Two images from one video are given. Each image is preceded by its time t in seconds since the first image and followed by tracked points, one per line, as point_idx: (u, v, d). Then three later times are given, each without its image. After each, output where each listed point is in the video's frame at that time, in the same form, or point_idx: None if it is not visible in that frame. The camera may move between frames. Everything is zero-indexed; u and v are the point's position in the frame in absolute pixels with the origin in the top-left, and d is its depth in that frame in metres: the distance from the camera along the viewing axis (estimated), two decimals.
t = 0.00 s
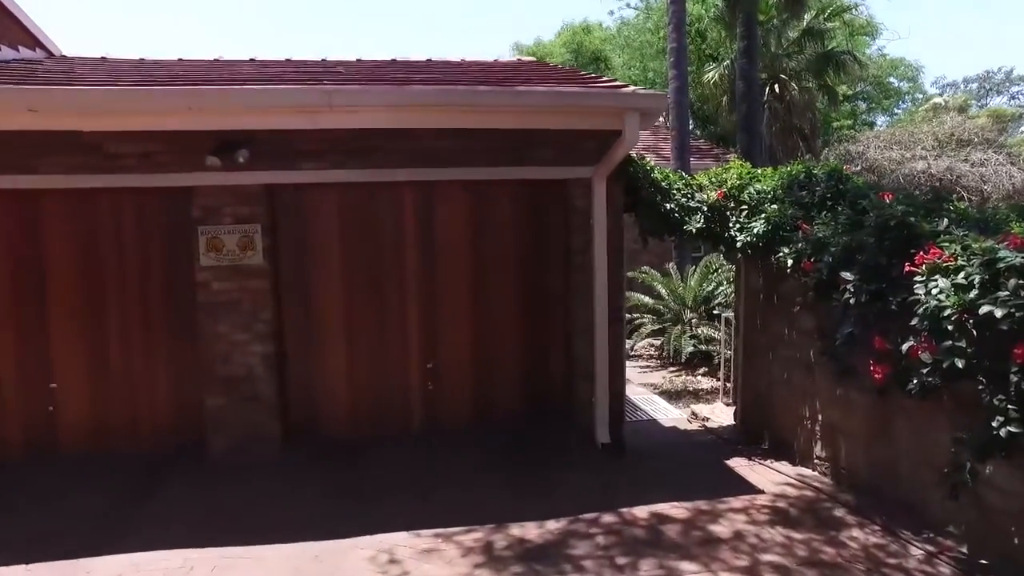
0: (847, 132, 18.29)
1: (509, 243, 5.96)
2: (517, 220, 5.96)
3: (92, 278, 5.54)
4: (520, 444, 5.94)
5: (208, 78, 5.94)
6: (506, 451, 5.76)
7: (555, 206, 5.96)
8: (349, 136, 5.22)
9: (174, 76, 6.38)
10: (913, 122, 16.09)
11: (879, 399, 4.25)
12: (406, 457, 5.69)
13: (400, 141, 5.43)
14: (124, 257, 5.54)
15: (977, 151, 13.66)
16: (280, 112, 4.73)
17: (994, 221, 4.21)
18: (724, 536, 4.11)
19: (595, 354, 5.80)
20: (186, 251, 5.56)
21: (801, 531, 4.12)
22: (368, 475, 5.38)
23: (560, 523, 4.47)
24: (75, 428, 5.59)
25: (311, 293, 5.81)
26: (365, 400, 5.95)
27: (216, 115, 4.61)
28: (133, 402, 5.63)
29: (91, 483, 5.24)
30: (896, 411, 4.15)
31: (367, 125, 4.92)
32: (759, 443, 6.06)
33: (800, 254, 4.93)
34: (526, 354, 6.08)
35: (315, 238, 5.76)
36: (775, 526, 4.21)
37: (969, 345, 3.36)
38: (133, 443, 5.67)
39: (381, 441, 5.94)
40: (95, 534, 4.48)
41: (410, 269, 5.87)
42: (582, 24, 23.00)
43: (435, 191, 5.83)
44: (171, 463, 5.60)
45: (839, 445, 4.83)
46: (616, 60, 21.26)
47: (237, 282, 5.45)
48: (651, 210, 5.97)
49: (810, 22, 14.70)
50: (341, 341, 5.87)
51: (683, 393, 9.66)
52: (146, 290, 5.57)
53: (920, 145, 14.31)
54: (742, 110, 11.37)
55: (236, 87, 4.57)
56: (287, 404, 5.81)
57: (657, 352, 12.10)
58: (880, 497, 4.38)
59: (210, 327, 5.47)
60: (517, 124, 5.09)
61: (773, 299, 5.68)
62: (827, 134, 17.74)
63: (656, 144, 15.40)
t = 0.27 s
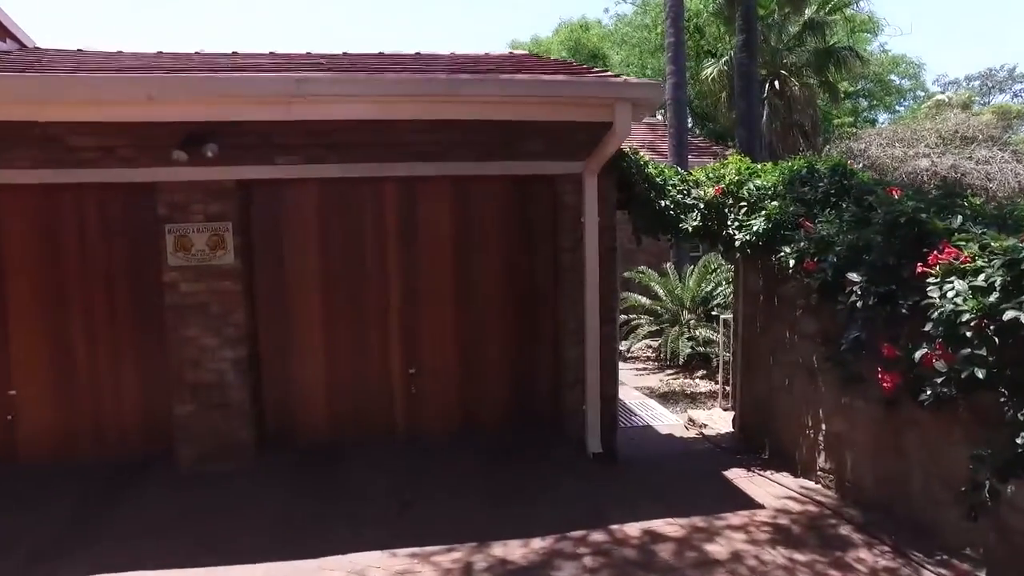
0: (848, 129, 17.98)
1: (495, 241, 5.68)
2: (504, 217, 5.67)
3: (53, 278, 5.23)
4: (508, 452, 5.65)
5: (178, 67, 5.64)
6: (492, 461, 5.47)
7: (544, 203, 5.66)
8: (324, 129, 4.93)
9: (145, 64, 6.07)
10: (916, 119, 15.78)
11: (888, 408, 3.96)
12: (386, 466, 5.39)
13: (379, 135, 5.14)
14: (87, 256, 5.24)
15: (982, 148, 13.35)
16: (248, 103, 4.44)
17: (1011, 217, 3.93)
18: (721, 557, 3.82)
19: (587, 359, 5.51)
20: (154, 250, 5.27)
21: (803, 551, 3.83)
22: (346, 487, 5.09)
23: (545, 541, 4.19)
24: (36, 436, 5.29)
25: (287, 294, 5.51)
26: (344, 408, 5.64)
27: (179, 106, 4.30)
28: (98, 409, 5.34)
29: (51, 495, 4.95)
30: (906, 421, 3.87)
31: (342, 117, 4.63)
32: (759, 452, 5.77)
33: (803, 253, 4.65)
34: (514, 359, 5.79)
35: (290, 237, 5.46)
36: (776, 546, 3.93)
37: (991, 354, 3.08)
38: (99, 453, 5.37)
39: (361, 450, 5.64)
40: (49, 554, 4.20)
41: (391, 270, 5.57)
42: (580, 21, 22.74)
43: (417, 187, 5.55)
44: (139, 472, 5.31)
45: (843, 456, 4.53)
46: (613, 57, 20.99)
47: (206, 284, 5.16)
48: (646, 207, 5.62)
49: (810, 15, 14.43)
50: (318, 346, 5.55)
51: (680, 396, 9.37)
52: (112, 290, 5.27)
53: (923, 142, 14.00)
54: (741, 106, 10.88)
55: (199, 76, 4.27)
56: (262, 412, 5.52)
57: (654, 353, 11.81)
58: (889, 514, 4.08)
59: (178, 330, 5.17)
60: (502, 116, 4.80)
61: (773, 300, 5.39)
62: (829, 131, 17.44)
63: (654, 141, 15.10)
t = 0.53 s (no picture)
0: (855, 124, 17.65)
1: (488, 236, 5.42)
2: (497, 211, 5.41)
3: (23, 274, 4.97)
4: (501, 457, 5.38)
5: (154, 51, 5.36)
6: (484, 466, 5.21)
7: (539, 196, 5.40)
8: (306, 117, 4.66)
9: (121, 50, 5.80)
10: (925, 114, 15.44)
11: (905, 413, 3.69)
12: (373, 471, 5.14)
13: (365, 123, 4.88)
14: (59, 250, 4.98)
15: (993, 142, 13.01)
16: (222, 87, 4.17)
17: None
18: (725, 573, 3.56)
19: (584, 359, 5.25)
20: (129, 244, 5.01)
21: (814, 568, 3.57)
22: (331, 494, 4.84)
23: (538, 555, 3.93)
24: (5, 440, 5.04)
25: (270, 291, 5.26)
26: (330, 411, 5.39)
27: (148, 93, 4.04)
28: (70, 412, 5.08)
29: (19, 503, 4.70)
30: (925, 427, 3.60)
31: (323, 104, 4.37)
32: (765, 457, 5.49)
33: (813, 247, 4.38)
34: (508, 360, 5.53)
35: (273, 231, 5.22)
36: (785, 561, 3.66)
37: None
38: (72, 458, 5.13)
39: (347, 454, 5.39)
40: (11, 567, 3.95)
41: (379, 267, 5.32)
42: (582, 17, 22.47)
43: (406, 179, 5.29)
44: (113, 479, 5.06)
45: (856, 463, 4.26)
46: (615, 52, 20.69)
47: (183, 280, 4.90)
48: (645, 200, 5.32)
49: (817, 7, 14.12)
50: (302, 346, 5.30)
51: (682, 397, 9.09)
52: (84, 286, 5.01)
53: (932, 137, 13.67)
54: (746, 97, 10.50)
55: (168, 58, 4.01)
56: (243, 414, 5.27)
57: (655, 352, 11.53)
58: (907, 527, 3.81)
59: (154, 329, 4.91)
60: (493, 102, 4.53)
61: (780, 297, 5.13)
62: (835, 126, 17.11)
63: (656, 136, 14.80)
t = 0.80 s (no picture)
0: (870, 119, 17.20)
1: (483, 233, 5.13)
2: (493, 206, 5.12)
3: None
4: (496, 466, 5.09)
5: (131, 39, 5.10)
6: (478, 476, 4.91)
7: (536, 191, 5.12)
8: (285, 105, 4.37)
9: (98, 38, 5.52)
10: (943, 107, 14.97)
11: (934, 425, 3.38)
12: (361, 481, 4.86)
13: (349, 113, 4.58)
14: (28, 247, 4.72)
15: (1014, 136, 12.54)
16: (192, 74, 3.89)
17: None
18: None
19: (584, 364, 4.95)
20: (102, 241, 4.75)
21: None
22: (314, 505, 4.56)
23: None
24: None
25: (253, 291, 4.98)
26: (316, 417, 5.09)
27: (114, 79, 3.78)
28: (42, 418, 4.83)
29: None
30: (958, 443, 3.28)
31: (303, 91, 4.09)
32: (777, 467, 5.17)
33: (829, 244, 4.06)
34: (504, 364, 5.24)
35: (256, 228, 4.95)
36: None
37: None
38: (45, 467, 4.88)
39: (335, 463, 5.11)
40: None
41: (368, 266, 5.04)
42: (589, 12, 22.10)
43: (396, 172, 5.01)
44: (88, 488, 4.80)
45: (876, 478, 3.93)
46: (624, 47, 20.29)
47: (159, 280, 4.63)
48: (649, 194, 4.99)
49: None
50: (287, 348, 5.02)
51: (690, 400, 8.78)
52: (56, 285, 4.75)
53: (950, 131, 13.21)
54: (757, 89, 10.09)
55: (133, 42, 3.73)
56: (224, 420, 5.00)
57: (663, 353, 11.21)
58: (937, 551, 3.48)
59: (128, 331, 4.64)
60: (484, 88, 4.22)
61: (793, 298, 4.81)
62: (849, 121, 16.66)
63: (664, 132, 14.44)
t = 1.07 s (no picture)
0: (879, 112, 16.80)
1: (470, 226, 4.86)
2: (481, 198, 4.85)
3: None
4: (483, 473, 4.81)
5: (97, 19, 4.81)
6: (464, 484, 4.63)
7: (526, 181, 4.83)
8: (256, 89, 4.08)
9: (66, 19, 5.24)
10: (954, 100, 14.57)
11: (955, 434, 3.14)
12: (339, 489, 4.58)
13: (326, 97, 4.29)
14: None
15: None
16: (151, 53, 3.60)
17: None
18: None
19: (577, 365, 4.65)
20: (65, 233, 4.47)
21: None
22: (290, 515, 4.30)
23: None
24: None
25: (230, 288, 4.74)
26: (295, 421, 4.88)
27: (66, 59, 3.49)
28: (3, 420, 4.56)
29: None
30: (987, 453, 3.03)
31: (273, 73, 3.80)
32: (782, 475, 4.87)
33: (839, 238, 3.79)
34: (494, 365, 4.97)
35: (231, 220, 4.70)
36: None
37: None
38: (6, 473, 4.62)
39: (313, 469, 4.85)
40: None
41: (349, 261, 4.77)
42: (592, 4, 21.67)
43: (379, 162, 4.73)
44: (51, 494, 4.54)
45: (890, 491, 3.64)
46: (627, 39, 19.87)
47: (124, 275, 4.36)
48: (645, 184, 4.64)
49: None
50: (265, 349, 4.79)
51: (692, 400, 8.48)
52: (15, 280, 4.48)
53: (963, 124, 12.83)
54: (762, 77, 9.73)
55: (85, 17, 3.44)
56: (196, 423, 4.74)
57: (665, 351, 10.90)
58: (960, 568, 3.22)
59: (91, 329, 4.37)
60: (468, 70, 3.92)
61: (800, 295, 4.51)
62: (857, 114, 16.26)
63: (668, 124, 14.08)
